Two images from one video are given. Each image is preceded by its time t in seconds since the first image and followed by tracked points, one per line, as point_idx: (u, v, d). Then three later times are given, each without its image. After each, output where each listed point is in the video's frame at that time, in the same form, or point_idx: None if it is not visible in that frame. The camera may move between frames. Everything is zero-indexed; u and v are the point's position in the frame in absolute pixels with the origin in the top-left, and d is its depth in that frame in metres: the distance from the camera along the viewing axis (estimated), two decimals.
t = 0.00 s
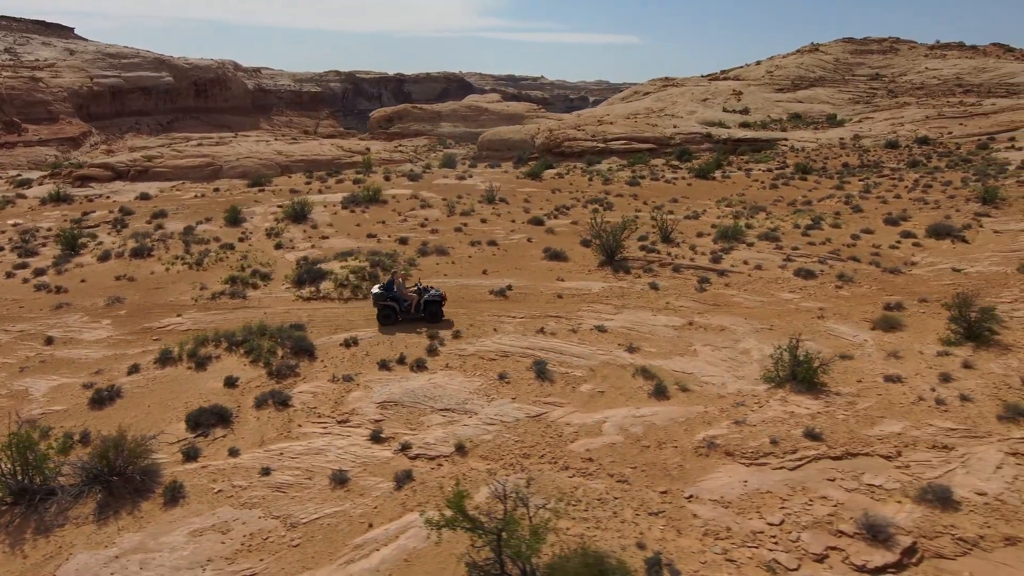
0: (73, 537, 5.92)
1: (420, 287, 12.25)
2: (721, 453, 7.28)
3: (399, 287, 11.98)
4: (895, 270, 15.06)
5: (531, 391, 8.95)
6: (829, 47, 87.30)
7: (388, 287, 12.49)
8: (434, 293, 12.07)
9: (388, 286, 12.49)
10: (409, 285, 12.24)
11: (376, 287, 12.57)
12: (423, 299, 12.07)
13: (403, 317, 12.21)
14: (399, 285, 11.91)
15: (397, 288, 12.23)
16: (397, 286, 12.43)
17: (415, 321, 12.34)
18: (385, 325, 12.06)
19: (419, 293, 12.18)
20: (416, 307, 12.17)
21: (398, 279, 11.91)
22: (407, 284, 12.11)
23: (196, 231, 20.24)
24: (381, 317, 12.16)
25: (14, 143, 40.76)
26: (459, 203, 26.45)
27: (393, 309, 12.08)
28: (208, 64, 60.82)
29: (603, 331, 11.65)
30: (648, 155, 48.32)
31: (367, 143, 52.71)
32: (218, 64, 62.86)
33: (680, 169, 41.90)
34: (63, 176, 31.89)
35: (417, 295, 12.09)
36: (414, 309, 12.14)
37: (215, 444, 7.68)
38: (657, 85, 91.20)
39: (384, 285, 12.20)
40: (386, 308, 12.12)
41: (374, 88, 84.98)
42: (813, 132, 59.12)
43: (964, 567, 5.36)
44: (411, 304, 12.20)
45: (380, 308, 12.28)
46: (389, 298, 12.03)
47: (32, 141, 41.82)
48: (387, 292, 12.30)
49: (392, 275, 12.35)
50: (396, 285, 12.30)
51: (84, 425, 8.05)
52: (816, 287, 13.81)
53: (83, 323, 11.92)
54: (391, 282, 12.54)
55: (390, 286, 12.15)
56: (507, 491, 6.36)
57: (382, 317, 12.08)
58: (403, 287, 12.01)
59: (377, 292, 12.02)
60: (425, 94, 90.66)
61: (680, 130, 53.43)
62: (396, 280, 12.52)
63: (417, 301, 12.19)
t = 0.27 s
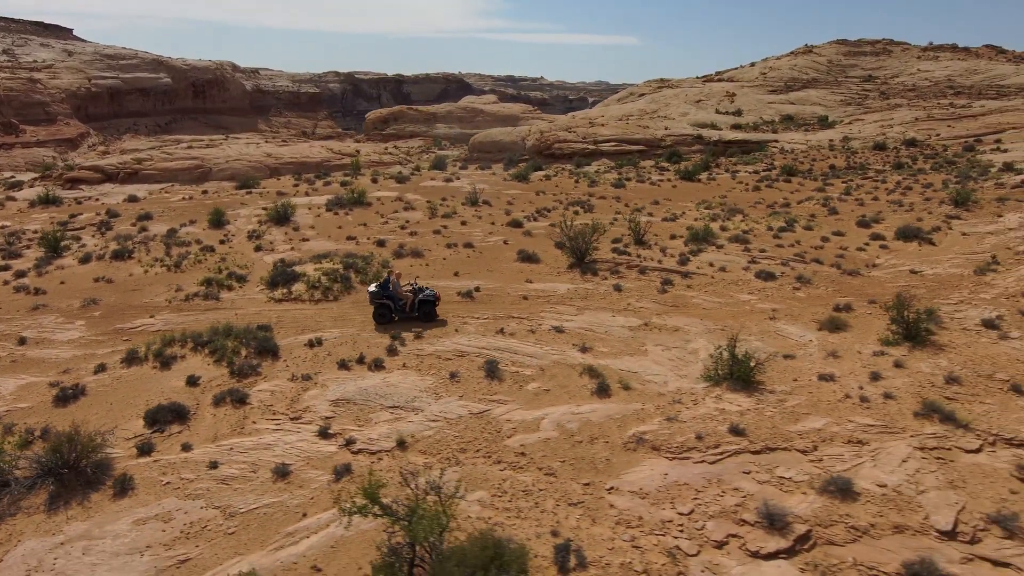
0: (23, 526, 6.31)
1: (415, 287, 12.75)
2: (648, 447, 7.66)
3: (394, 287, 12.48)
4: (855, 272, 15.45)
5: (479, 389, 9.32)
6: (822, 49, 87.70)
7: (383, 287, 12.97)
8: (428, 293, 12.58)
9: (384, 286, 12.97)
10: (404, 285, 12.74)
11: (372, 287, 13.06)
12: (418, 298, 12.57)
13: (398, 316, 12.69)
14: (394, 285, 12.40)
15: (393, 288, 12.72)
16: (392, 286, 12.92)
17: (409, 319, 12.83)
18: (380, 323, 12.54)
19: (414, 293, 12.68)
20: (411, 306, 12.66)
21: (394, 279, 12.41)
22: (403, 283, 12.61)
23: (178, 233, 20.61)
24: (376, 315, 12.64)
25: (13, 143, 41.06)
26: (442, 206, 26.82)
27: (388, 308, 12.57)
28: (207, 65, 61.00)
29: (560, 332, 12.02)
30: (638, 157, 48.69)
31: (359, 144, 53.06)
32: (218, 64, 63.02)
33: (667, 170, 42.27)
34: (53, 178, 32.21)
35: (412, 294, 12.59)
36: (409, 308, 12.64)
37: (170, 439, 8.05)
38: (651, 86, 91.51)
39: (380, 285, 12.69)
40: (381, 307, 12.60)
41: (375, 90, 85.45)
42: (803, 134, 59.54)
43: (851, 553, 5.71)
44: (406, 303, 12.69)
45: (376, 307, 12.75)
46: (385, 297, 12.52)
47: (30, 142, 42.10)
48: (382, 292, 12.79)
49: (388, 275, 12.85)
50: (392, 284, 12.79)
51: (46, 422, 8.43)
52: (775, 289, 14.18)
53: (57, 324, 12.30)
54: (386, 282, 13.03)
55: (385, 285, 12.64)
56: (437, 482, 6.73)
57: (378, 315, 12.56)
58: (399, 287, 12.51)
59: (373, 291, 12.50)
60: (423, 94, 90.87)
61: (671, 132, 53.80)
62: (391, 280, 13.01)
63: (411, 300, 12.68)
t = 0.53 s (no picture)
0: None
1: (410, 287, 13.26)
2: (580, 441, 8.10)
3: (390, 288, 12.94)
4: (815, 273, 15.89)
5: (430, 386, 9.77)
6: (816, 50, 88.03)
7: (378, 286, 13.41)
8: (423, 294, 13.11)
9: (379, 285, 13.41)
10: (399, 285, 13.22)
11: (367, 286, 13.48)
12: (413, 298, 13.09)
13: (393, 315, 13.18)
14: (390, 286, 12.88)
15: (388, 288, 13.19)
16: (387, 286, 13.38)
17: (403, 318, 13.35)
18: (376, 321, 13.02)
19: (409, 293, 13.18)
20: (406, 306, 13.18)
21: (390, 280, 12.88)
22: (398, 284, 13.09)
23: (162, 235, 21.06)
24: (372, 314, 13.10)
25: (10, 144, 41.47)
26: (426, 208, 27.24)
27: (384, 308, 13.05)
28: (205, 66, 61.36)
29: (520, 332, 12.46)
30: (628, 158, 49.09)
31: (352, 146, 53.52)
32: (217, 65, 63.29)
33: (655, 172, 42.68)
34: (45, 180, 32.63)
35: (407, 295, 13.10)
36: (404, 308, 13.14)
37: (130, 434, 8.50)
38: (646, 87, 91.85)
39: (376, 285, 13.14)
40: (378, 307, 13.06)
41: (374, 90, 85.85)
42: (793, 135, 59.93)
43: (747, 537, 6.14)
44: (401, 303, 13.18)
45: (372, 306, 13.21)
46: (382, 297, 12.99)
47: (28, 143, 42.47)
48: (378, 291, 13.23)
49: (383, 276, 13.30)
50: (387, 284, 13.25)
51: (14, 418, 8.88)
52: (734, 290, 14.61)
53: (34, 325, 12.74)
54: (381, 281, 13.47)
55: (381, 285, 13.09)
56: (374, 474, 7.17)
57: (373, 314, 13.03)
58: (394, 287, 12.99)
59: (370, 291, 12.95)
60: (422, 94, 91.23)
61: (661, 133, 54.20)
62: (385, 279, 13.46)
63: (406, 300, 13.19)
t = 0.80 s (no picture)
0: None
1: (406, 288, 13.78)
2: (522, 434, 8.59)
3: (387, 288, 13.47)
4: (777, 275, 16.38)
5: (388, 383, 10.28)
6: (809, 51, 88.50)
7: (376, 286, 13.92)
8: (419, 294, 13.65)
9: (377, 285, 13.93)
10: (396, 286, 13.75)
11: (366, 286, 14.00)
12: (410, 299, 13.63)
13: (390, 314, 13.74)
14: (388, 287, 13.40)
15: (386, 288, 13.71)
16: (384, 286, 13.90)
17: (401, 317, 13.91)
18: (374, 320, 13.58)
19: (405, 293, 13.72)
20: (403, 306, 13.73)
21: (388, 281, 13.40)
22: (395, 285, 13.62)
23: (148, 237, 21.54)
24: (371, 314, 13.66)
25: (9, 145, 41.94)
26: (411, 210, 27.73)
27: (382, 307, 13.60)
28: (203, 66, 61.62)
29: (483, 331, 12.94)
30: (618, 160, 49.56)
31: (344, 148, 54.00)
32: (215, 66, 63.65)
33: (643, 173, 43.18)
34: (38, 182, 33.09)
35: (404, 295, 13.63)
36: (401, 307, 13.69)
37: (99, 427, 9.00)
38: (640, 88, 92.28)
39: (374, 285, 13.66)
40: (376, 306, 13.61)
41: (371, 91, 86.37)
42: (783, 137, 60.41)
43: (659, 520, 6.63)
44: (398, 302, 13.73)
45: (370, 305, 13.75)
46: (380, 297, 13.53)
47: (26, 143, 42.90)
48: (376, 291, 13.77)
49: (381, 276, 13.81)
50: (384, 285, 13.77)
51: None
52: (696, 291, 15.10)
53: (17, 325, 13.23)
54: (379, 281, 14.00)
55: (379, 286, 13.62)
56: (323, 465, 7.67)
57: (372, 313, 13.59)
58: (392, 288, 13.51)
59: (368, 292, 13.48)
60: (421, 94, 91.63)
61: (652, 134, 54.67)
62: (383, 279, 13.98)
63: (403, 299, 13.73)
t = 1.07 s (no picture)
0: None
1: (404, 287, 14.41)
2: (473, 428, 9.11)
3: (386, 288, 14.09)
4: (742, 276, 16.91)
5: (353, 380, 10.82)
6: (803, 54, 88.94)
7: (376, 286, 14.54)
8: (416, 293, 14.28)
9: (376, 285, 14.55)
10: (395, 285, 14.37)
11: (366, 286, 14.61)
12: (408, 297, 14.25)
13: (389, 313, 14.36)
14: (386, 286, 14.03)
15: (385, 288, 14.34)
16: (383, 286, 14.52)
17: (399, 316, 14.53)
18: (374, 318, 14.20)
19: (403, 292, 14.34)
20: (401, 304, 14.35)
21: (386, 281, 14.03)
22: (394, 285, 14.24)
23: (137, 239, 22.07)
24: (371, 313, 14.27)
25: (7, 146, 42.44)
26: (398, 212, 28.24)
27: (381, 306, 14.22)
28: (202, 66, 61.80)
29: (451, 331, 13.47)
30: (608, 162, 50.06)
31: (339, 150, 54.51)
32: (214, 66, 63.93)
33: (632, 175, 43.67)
34: (32, 185, 33.59)
35: (402, 294, 14.26)
36: (399, 306, 14.31)
37: (75, 422, 9.53)
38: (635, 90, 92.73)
39: (374, 285, 14.28)
40: (375, 305, 14.23)
41: (371, 91, 86.81)
42: (774, 139, 60.90)
43: (585, 505, 7.16)
44: (397, 301, 14.35)
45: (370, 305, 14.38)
46: (379, 296, 14.15)
47: (24, 145, 43.38)
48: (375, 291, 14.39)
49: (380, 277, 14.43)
50: (383, 285, 14.38)
51: None
52: (661, 292, 15.63)
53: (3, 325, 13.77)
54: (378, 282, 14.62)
55: (378, 286, 14.24)
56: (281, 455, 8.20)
57: (372, 312, 14.21)
58: (390, 288, 14.13)
59: (368, 291, 14.10)
60: (420, 95, 92.03)
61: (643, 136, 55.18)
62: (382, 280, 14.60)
63: (401, 299, 14.35)
